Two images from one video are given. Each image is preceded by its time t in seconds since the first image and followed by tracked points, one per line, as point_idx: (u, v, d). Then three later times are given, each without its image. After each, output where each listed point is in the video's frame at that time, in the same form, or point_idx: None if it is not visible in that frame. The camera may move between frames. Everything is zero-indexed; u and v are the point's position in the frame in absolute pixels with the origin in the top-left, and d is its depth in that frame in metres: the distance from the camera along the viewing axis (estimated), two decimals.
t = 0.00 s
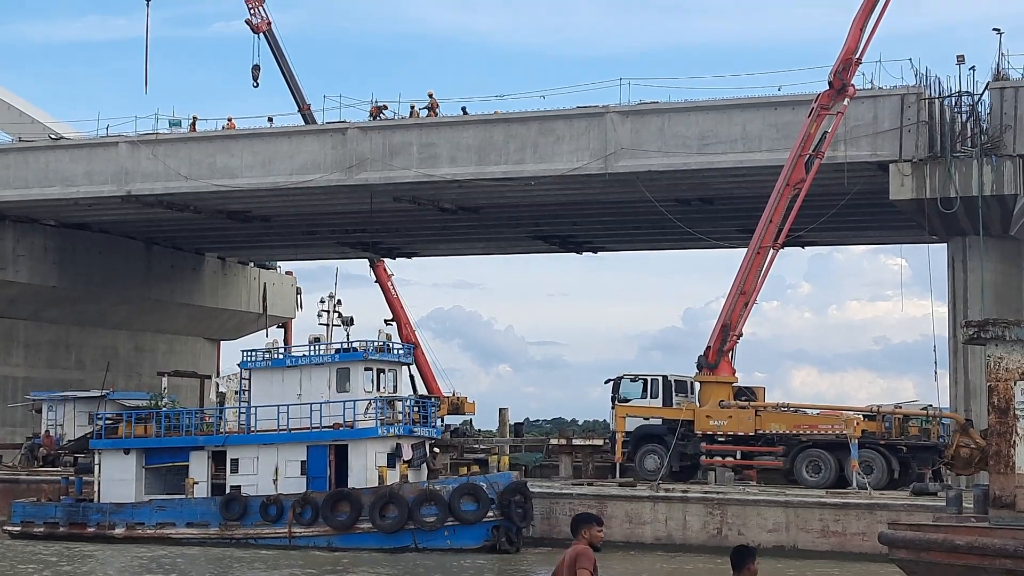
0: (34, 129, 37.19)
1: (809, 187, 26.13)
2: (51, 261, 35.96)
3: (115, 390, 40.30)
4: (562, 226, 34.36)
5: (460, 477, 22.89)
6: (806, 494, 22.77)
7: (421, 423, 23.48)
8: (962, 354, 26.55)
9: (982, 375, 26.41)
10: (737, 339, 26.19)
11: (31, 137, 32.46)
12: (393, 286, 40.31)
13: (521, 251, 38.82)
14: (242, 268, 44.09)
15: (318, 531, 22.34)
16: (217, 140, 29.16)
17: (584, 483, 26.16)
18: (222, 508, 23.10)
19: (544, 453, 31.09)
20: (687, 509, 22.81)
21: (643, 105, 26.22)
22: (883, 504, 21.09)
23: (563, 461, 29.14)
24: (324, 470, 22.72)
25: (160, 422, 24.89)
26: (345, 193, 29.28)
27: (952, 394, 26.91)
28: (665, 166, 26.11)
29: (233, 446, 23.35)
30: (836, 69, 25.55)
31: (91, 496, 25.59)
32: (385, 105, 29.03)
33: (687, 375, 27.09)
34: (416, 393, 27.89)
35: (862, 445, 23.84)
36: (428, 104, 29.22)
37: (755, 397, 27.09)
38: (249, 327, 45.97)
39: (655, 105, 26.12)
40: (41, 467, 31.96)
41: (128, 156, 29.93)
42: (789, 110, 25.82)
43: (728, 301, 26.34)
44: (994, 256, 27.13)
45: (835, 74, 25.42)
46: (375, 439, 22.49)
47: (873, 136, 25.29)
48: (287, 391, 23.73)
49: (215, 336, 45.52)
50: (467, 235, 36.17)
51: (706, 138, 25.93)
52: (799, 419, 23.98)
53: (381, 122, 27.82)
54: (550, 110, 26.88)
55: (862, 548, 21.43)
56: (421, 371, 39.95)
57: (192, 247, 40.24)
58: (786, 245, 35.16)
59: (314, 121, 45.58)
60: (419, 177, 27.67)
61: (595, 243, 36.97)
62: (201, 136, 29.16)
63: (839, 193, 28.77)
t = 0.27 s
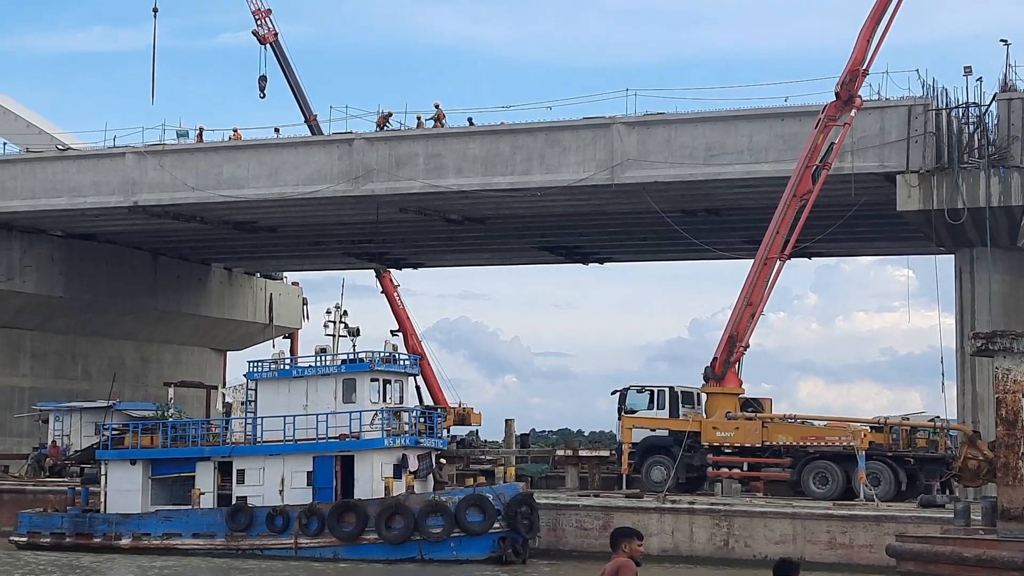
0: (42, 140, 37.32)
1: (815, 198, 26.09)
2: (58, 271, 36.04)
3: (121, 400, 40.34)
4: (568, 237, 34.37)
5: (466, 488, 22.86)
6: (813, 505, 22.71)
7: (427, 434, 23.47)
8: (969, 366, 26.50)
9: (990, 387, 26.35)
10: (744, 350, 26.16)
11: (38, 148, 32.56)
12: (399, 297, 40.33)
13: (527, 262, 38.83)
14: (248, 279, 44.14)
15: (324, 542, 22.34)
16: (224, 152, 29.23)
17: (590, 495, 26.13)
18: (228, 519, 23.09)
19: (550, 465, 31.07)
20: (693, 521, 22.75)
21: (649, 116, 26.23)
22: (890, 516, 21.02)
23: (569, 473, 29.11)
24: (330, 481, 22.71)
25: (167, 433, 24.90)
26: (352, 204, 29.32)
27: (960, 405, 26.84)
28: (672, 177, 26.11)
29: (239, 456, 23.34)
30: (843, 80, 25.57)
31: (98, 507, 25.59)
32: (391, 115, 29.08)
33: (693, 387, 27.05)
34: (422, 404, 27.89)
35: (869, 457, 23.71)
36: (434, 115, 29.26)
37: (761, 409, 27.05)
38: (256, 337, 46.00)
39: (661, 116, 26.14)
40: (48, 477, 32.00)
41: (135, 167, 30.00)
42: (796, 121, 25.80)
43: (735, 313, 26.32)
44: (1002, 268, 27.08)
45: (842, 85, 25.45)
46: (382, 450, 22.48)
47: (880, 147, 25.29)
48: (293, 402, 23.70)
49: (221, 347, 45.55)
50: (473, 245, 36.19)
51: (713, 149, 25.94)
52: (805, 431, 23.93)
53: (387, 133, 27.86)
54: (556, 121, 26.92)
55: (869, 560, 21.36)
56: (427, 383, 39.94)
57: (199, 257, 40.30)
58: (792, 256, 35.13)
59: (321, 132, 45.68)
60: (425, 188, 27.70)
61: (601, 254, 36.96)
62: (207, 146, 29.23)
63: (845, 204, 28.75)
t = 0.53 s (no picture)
0: (53, 145, 37.47)
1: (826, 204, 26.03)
2: (69, 275, 36.16)
3: (131, 405, 40.44)
4: (578, 242, 34.39)
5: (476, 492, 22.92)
6: (823, 511, 22.70)
7: (436, 439, 23.50)
8: (980, 371, 26.44)
9: (1001, 393, 26.29)
10: (754, 355, 26.13)
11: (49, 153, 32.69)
12: (409, 301, 40.39)
13: (537, 268, 38.85)
14: (258, 284, 44.24)
15: (334, 546, 22.33)
16: (234, 156, 29.32)
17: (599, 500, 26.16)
18: (238, 523, 23.16)
19: (559, 470, 31.07)
20: (703, 526, 22.74)
21: (660, 121, 26.25)
22: (900, 522, 20.98)
23: (579, 478, 29.11)
24: (339, 485, 22.73)
25: (177, 437, 24.99)
26: (362, 209, 29.39)
27: (970, 411, 26.78)
28: (682, 182, 26.12)
29: (250, 460, 23.37)
30: (854, 85, 25.51)
31: (108, 510, 25.66)
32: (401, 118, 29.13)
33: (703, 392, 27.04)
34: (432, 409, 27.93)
35: (879, 462, 23.71)
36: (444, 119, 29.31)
37: (771, 414, 27.04)
38: (266, 342, 46.07)
39: (671, 121, 26.16)
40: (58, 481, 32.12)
41: (145, 171, 30.11)
42: (806, 126, 25.82)
43: (745, 318, 26.29)
44: (1012, 273, 27.03)
45: (853, 89, 25.37)
46: (392, 454, 22.53)
47: (891, 152, 25.26)
48: (303, 406, 23.80)
49: (231, 352, 45.65)
50: (483, 250, 36.23)
51: (723, 154, 25.95)
52: (815, 436, 24.03)
53: (397, 138, 27.92)
54: (566, 126, 26.95)
55: (880, 565, 21.32)
56: (437, 388, 39.97)
57: (209, 262, 40.41)
58: (803, 262, 35.10)
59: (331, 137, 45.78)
60: (435, 193, 27.75)
61: (611, 259, 36.97)
62: (218, 151, 29.32)
63: (856, 210, 28.73)
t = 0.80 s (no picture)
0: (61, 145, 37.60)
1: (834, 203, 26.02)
2: (77, 274, 36.29)
3: (139, 404, 40.57)
4: (586, 242, 34.41)
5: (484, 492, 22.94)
6: (830, 510, 22.73)
7: (444, 438, 23.55)
8: (988, 370, 26.42)
9: (1009, 392, 26.28)
10: (761, 355, 26.14)
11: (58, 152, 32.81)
12: (417, 301, 40.45)
13: (545, 267, 38.87)
14: (266, 283, 44.33)
15: (342, 545, 22.42)
16: (242, 156, 29.40)
17: (607, 499, 26.19)
18: (246, 522, 23.20)
19: (567, 469, 31.10)
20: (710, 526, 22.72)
21: (667, 120, 26.26)
22: (908, 521, 20.96)
23: (587, 478, 29.14)
24: (348, 484, 22.85)
25: (184, 436, 25.05)
26: (370, 208, 29.45)
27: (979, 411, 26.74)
28: (690, 181, 26.14)
29: (258, 460, 23.47)
30: (862, 84, 25.50)
31: (116, 509, 25.75)
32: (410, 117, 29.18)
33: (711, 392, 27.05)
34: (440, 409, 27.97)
35: (887, 462, 23.65)
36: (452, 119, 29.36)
37: (779, 413, 27.05)
38: (273, 341, 46.17)
39: (679, 121, 26.17)
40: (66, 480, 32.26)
41: (153, 170, 30.20)
42: (814, 126, 25.82)
43: (753, 317, 26.29)
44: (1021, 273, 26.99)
45: (861, 89, 25.36)
46: (399, 454, 22.57)
47: (899, 151, 25.24)
48: (311, 406, 23.85)
49: (239, 351, 45.75)
50: (491, 250, 36.27)
51: (731, 154, 25.96)
52: (823, 436, 24.00)
53: (405, 137, 27.97)
54: (574, 126, 26.98)
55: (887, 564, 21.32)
56: (445, 387, 40.02)
57: (217, 261, 40.50)
58: (811, 261, 35.07)
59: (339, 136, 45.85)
60: (443, 192, 27.79)
61: (619, 259, 36.97)
62: (226, 151, 29.40)
63: (864, 209, 28.72)
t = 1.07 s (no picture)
0: (68, 141, 37.68)
1: (840, 200, 26.03)
2: (83, 271, 36.37)
3: (146, 401, 40.67)
4: (593, 239, 34.43)
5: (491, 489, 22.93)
6: (837, 507, 22.71)
7: (451, 435, 23.60)
8: (994, 367, 26.38)
9: (1016, 389, 26.23)
10: (768, 352, 26.15)
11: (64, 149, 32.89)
12: (424, 298, 40.49)
13: (551, 264, 38.90)
14: (273, 280, 44.39)
15: (349, 541, 22.48)
16: (249, 153, 29.45)
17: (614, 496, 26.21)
18: (253, 518, 23.26)
19: (573, 466, 31.13)
20: (717, 522, 22.72)
21: (674, 117, 26.27)
22: (914, 518, 20.98)
23: (593, 475, 29.16)
24: (354, 481, 22.87)
25: (191, 433, 25.07)
26: (376, 205, 29.49)
27: (985, 408, 26.70)
28: (696, 179, 26.14)
29: (264, 456, 23.53)
30: (869, 81, 25.50)
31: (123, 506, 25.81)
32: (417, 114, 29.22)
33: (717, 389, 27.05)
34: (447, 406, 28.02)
35: (893, 459, 23.72)
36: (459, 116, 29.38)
37: (785, 411, 27.04)
38: (280, 338, 46.23)
39: (685, 118, 26.17)
40: (73, 476, 32.35)
41: (160, 167, 30.25)
42: (821, 122, 25.74)
43: (759, 314, 26.30)
44: None
45: (868, 85, 25.36)
46: (406, 451, 22.61)
47: (906, 148, 25.23)
48: (317, 402, 23.89)
49: (245, 348, 45.83)
50: (497, 247, 36.30)
51: (738, 151, 25.96)
52: (830, 433, 23.91)
53: (412, 134, 28.01)
54: (580, 123, 27.00)
55: (893, 561, 21.33)
56: (452, 384, 40.07)
57: (223, 258, 40.57)
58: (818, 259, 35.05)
59: (345, 133, 45.86)
60: (450, 189, 27.82)
61: (625, 256, 36.99)
62: (233, 147, 29.45)
63: (871, 207, 28.71)
